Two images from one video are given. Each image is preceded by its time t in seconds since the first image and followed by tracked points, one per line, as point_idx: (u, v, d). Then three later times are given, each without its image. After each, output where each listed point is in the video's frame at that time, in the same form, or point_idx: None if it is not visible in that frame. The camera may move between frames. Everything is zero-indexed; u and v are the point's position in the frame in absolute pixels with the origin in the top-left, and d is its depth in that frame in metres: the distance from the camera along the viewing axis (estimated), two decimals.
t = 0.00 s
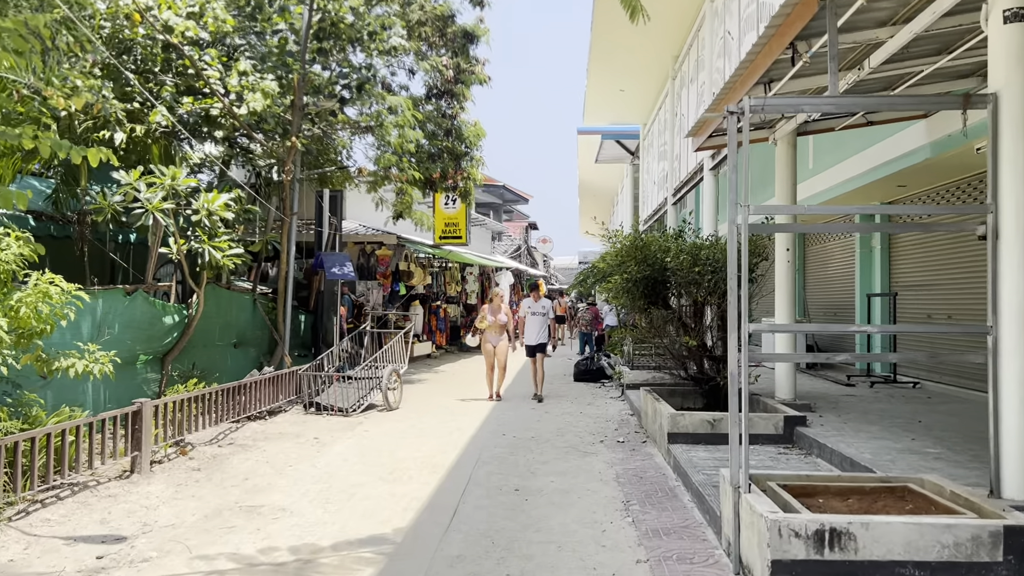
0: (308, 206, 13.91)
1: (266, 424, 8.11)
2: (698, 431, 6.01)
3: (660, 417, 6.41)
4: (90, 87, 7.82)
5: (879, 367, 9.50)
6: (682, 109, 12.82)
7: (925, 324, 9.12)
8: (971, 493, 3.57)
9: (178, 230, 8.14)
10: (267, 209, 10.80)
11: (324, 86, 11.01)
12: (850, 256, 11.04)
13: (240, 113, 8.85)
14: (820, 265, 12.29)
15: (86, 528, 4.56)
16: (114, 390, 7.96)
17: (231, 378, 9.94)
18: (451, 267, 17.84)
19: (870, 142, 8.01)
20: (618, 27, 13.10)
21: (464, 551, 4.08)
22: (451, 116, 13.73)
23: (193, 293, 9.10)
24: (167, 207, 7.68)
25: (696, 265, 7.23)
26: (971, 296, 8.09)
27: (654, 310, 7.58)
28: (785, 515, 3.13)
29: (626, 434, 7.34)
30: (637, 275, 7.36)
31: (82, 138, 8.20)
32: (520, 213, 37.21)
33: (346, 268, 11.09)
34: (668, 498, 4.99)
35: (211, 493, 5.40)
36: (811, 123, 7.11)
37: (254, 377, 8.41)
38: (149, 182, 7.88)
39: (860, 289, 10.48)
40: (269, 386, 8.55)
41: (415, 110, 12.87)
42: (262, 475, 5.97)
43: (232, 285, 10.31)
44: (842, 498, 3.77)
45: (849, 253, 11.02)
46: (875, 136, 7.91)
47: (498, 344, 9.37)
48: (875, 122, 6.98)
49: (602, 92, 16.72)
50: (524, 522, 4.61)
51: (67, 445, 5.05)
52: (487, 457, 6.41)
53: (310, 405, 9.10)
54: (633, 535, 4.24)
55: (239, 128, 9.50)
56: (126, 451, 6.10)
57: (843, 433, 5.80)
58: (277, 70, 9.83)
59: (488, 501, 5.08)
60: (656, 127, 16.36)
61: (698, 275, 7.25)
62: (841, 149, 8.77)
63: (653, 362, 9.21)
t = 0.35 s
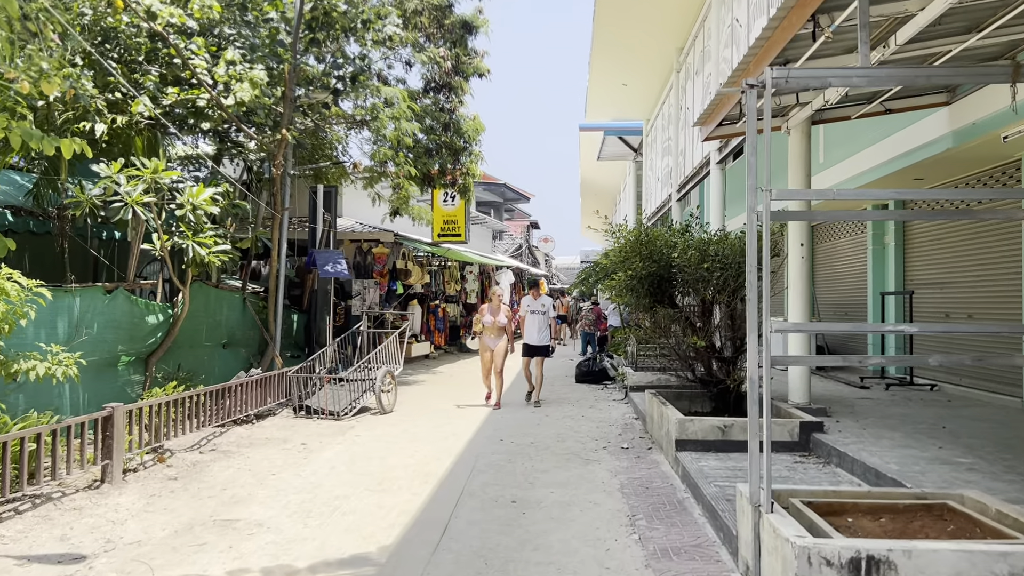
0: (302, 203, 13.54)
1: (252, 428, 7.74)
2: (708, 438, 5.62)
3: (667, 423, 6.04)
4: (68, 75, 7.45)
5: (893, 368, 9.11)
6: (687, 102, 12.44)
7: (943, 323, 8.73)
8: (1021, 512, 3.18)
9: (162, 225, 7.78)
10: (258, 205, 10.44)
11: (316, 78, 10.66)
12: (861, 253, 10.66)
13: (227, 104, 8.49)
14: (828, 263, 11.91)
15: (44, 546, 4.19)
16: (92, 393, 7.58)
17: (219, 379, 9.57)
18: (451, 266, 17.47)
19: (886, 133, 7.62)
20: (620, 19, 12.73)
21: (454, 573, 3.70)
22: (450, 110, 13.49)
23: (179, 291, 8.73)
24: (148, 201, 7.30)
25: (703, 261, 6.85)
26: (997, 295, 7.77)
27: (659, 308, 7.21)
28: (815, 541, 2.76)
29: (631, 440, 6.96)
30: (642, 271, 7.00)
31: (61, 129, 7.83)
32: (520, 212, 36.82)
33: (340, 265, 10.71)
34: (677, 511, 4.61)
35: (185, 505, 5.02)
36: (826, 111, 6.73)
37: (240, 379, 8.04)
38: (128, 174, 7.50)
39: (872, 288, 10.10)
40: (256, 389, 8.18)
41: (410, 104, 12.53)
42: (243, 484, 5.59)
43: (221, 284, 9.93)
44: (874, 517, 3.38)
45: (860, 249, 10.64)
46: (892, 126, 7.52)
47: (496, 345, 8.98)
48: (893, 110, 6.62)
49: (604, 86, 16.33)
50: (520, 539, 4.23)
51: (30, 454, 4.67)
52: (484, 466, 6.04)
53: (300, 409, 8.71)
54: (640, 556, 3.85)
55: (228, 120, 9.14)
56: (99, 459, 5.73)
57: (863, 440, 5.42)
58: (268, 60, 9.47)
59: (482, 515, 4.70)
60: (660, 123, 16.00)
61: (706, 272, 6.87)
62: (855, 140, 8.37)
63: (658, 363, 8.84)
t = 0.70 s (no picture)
0: (297, 202, 13.18)
1: (239, 436, 7.37)
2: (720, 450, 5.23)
3: (676, 433, 5.64)
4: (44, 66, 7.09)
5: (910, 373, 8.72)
6: (694, 97, 12.05)
7: (963, 327, 8.36)
8: None
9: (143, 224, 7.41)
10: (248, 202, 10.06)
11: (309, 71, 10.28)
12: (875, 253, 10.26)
13: (213, 96, 8.12)
14: (840, 264, 11.51)
15: None
16: (71, 400, 7.22)
17: (207, 385, 9.20)
18: (450, 266, 17.10)
19: (906, 125, 7.22)
20: (624, 14, 12.35)
21: None
22: (449, 106, 13.14)
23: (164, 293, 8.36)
24: (128, 198, 6.94)
25: (714, 261, 6.48)
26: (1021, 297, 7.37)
27: (667, 310, 6.80)
28: None
29: (637, 451, 6.58)
30: (649, 271, 6.60)
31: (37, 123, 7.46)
32: (522, 213, 36.43)
33: (333, 266, 10.34)
34: (689, 533, 4.23)
35: (155, 524, 4.65)
36: (845, 102, 6.34)
37: (226, 385, 7.66)
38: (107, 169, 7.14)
39: (887, 289, 9.70)
40: (243, 395, 7.79)
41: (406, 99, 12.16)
42: (222, 500, 5.22)
43: (208, 284, 9.54)
44: (916, 548, 2.98)
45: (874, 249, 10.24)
46: (912, 118, 7.13)
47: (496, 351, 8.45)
48: (914, 101, 6.23)
49: (608, 83, 15.94)
50: (517, 565, 3.85)
51: None
52: (480, 479, 5.65)
53: (289, 416, 8.31)
54: None
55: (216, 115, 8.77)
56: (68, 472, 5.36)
57: (888, 452, 5.03)
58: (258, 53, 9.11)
59: (476, 537, 4.31)
60: (664, 120, 15.61)
61: (716, 272, 6.50)
62: (871, 133, 7.98)
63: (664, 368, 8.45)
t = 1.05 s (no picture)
0: (291, 202, 12.83)
1: (224, 446, 6.99)
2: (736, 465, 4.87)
3: (688, 445, 5.27)
4: (19, 56, 6.75)
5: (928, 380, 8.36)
6: (700, 93, 11.68)
7: (985, 331, 7.98)
8: None
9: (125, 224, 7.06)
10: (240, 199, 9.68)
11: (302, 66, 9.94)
12: (889, 253, 9.88)
13: (199, 90, 7.77)
14: (852, 265, 11.14)
15: None
16: (49, 408, 6.87)
17: (195, 391, 8.84)
18: (450, 268, 16.73)
19: (928, 118, 6.84)
20: (629, 8, 11.99)
21: None
22: (448, 104, 12.81)
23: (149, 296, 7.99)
24: (107, 196, 6.58)
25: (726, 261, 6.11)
26: None
27: (677, 313, 6.43)
28: None
29: (644, 462, 6.21)
30: (657, 271, 6.23)
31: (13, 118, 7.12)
32: (525, 214, 36.21)
33: (327, 268, 9.98)
34: (705, 559, 3.86)
35: (125, 546, 4.29)
36: (865, 93, 5.97)
37: (211, 393, 7.30)
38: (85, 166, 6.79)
39: (902, 291, 9.33)
40: (229, 403, 7.43)
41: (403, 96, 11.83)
42: (199, 518, 4.85)
43: (197, 287, 9.18)
44: None
45: (888, 249, 9.86)
46: (934, 111, 6.75)
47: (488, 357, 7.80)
48: (939, 92, 5.86)
49: (611, 81, 15.59)
50: None
51: None
52: (478, 495, 5.29)
53: (279, 424, 7.94)
54: None
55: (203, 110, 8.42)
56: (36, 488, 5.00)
57: (918, 467, 4.66)
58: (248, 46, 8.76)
59: (472, 562, 3.95)
60: (670, 118, 15.25)
61: (728, 274, 6.14)
62: (890, 128, 7.61)
63: (672, 374, 8.09)
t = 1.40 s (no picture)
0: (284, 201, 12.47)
1: (206, 455, 6.63)
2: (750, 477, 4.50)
3: (697, 455, 4.90)
4: None
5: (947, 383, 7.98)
6: (705, 87, 11.32)
7: (1007, 332, 7.61)
8: None
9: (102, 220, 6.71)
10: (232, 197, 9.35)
11: (293, 59, 9.60)
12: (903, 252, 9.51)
13: (182, 81, 7.42)
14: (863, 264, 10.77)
15: None
16: (22, 415, 6.51)
17: (180, 395, 8.48)
18: (448, 269, 16.37)
19: (949, 106, 6.47)
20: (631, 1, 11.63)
21: None
22: (445, 100, 12.48)
23: (129, 296, 7.62)
24: (80, 189, 6.23)
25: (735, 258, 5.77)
26: None
27: (683, 313, 6.00)
28: None
29: (649, 472, 5.83)
30: (665, 268, 5.84)
31: None
32: (525, 215, 35.87)
33: (318, 267, 9.62)
34: None
35: (83, 568, 3.92)
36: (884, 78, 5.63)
37: (193, 397, 6.93)
38: (60, 158, 6.44)
39: (918, 291, 8.95)
40: (212, 409, 7.07)
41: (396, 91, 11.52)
42: (169, 535, 4.48)
43: (182, 287, 8.82)
44: None
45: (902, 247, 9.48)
46: (955, 99, 6.39)
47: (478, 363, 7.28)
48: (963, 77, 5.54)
49: (612, 77, 15.24)
50: None
51: None
52: (472, 509, 4.92)
53: (265, 431, 7.57)
54: None
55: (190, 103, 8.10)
56: None
57: (947, 480, 4.29)
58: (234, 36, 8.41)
59: None
60: (673, 114, 14.90)
61: (738, 272, 5.78)
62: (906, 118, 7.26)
63: (677, 377, 7.72)
